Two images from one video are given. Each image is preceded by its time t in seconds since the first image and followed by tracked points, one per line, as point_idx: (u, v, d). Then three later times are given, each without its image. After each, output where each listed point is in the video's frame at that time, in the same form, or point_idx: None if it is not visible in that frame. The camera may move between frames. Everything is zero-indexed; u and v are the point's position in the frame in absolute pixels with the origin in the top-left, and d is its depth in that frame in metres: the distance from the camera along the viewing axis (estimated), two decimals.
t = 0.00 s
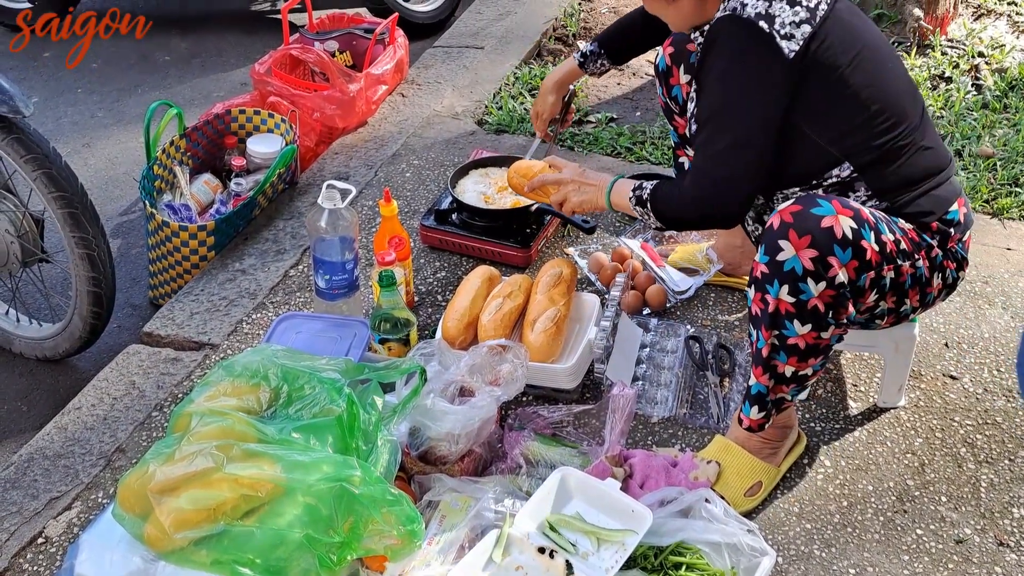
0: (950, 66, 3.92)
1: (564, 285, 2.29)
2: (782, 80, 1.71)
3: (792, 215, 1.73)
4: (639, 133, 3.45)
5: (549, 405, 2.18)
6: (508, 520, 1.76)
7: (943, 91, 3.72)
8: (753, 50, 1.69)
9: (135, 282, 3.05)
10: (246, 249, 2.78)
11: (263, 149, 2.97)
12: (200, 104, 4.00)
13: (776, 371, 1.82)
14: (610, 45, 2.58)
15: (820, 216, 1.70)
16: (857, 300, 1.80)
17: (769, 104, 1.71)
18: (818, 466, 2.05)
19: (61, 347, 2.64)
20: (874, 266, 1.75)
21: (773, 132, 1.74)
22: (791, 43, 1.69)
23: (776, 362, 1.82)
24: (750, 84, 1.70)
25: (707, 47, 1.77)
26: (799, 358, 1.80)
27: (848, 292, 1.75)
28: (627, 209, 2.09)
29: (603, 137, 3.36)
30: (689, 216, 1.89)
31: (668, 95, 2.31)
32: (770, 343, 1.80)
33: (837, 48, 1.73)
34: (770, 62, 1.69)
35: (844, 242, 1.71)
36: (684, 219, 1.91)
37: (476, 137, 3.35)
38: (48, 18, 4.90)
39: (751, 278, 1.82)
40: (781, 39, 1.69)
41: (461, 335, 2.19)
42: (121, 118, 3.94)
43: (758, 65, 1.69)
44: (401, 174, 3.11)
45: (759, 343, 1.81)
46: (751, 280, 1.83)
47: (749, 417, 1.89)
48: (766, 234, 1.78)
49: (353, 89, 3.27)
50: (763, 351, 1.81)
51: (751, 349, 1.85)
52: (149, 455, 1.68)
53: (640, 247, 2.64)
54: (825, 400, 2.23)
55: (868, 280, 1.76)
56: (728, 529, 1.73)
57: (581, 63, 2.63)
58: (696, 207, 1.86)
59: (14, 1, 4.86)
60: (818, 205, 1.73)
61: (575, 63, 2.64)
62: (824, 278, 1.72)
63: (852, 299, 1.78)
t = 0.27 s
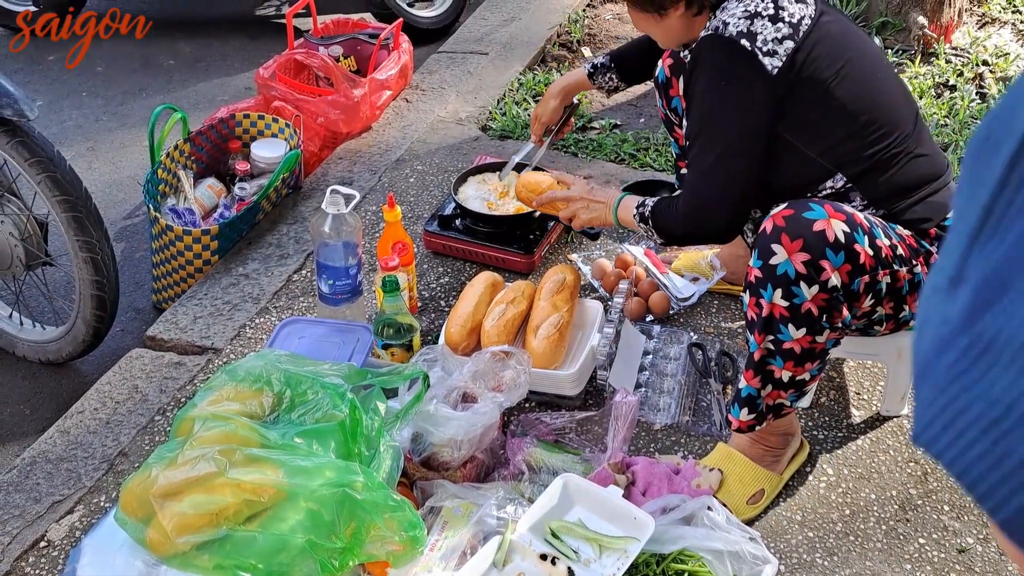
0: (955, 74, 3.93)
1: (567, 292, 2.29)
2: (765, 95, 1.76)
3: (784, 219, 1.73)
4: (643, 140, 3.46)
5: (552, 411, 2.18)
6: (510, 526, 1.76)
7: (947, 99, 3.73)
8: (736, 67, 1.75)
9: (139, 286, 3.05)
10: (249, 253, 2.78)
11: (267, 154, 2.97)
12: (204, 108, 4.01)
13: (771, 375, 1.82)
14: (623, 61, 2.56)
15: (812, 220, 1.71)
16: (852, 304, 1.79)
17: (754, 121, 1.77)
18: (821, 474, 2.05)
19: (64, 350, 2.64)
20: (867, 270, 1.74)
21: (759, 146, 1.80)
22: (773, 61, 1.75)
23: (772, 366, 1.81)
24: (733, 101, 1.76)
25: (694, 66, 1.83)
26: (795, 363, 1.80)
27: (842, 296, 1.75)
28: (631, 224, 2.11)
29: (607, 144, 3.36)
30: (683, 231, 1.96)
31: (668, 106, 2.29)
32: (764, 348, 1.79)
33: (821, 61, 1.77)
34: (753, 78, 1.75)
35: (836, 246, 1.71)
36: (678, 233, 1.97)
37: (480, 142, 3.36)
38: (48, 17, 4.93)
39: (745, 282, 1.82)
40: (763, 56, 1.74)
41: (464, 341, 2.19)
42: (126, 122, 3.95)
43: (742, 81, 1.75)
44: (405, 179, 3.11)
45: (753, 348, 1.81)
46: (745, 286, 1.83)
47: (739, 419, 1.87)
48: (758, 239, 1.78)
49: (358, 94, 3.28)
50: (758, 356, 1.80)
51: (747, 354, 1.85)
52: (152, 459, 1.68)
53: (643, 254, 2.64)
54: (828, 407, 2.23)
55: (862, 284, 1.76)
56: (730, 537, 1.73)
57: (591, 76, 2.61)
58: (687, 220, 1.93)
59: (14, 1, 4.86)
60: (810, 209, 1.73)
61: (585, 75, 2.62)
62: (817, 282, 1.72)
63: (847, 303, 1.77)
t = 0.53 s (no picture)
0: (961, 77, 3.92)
1: (572, 294, 2.30)
2: (769, 96, 1.77)
3: (789, 221, 1.73)
4: (647, 142, 3.46)
5: (556, 414, 2.18)
6: (513, 528, 1.76)
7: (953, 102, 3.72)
8: (739, 69, 1.76)
9: (144, 287, 3.06)
10: (254, 255, 2.79)
11: (272, 155, 2.98)
12: (209, 110, 4.02)
13: (776, 378, 1.81)
14: (646, 66, 2.57)
15: (817, 221, 1.71)
16: (858, 306, 1.78)
17: (758, 123, 1.77)
18: (825, 477, 2.04)
19: (69, 351, 2.65)
20: (873, 272, 1.74)
21: (765, 146, 1.80)
22: (776, 62, 1.75)
23: (777, 369, 1.81)
24: (737, 103, 1.77)
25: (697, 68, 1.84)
26: (801, 365, 1.79)
27: (847, 298, 1.74)
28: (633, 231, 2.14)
29: (612, 146, 3.37)
30: (690, 236, 1.96)
31: (672, 109, 2.28)
32: (770, 350, 1.79)
33: (824, 63, 1.78)
34: (756, 79, 1.76)
35: (842, 248, 1.70)
36: (685, 237, 1.98)
37: (485, 144, 3.36)
38: (49, 17, 4.94)
39: (751, 285, 1.82)
40: (767, 57, 1.75)
41: (468, 342, 2.19)
42: (131, 123, 3.96)
43: (745, 83, 1.76)
44: (410, 181, 3.11)
45: (759, 350, 1.81)
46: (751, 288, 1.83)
47: (749, 424, 1.87)
48: (764, 241, 1.78)
49: (362, 96, 3.29)
50: (763, 358, 1.80)
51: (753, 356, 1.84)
52: (156, 460, 1.69)
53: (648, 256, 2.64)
54: (832, 411, 2.23)
55: (868, 286, 1.75)
56: (734, 539, 1.73)
57: (612, 80, 2.61)
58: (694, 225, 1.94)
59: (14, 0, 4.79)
60: (815, 211, 1.73)
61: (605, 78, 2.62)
62: (822, 283, 1.71)
63: (852, 305, 1.76)
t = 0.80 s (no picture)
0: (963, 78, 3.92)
1: (574, 294, 2.30)
2: (771, 97, 1.77)
3: (788, 221, 1.73)
4: (650, 143, 3.46)
5: (558, 414, 2.18)
6: (515, 528, 1.76)
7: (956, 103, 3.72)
8: (740, 70, 1.76)
9: (146, 287, 3.06)
10: (256, 255, 2.79)
11: (275, 155, 2.98)
12: (212, 110, 4.03)
13: (776, 377, 1.81)
14: (626, 66, 2.55)
15: (816, 221, 1.71)
16: (858, 306, 1.78)
17: (760, 125, 1.78)
18: (828, 478, 2.04)
19: (72, 351, 2.65)
20: (872, 271, 1.74)
21: (768, 147, 1.80)
22: (777, 63, 1.76)
23: (777, 368, 1.81)
24: (739, 106, 1.77)
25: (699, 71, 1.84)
26: (801, 364, 1.79)
27: (846, 297, 1.74)
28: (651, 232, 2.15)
29: (614, 147, 3.37)
30: (701, 238, 1.98)
31: (675, 110, 2.28)
32: (769, 349, 1.79)
33: (823, 63, 1.77)
34: (757, 81, 1.76)
35: (841, 247, 1.70)
36: (697, 240, 2.00)
37: (488, 145, 3.36)
38: (49, 18, 4.96)
39: (750, 284, 1.82)
40: (768, 59, 1.75)
41: (470, 343, 2.19)
42: (133, 124, 3.96)
43: (747, 84, 1.76)
44: (412, 182, 3.12)
45: (759, 350, 1.81)
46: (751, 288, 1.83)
47: (745, 422, 1.88)
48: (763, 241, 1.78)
49: (365, 96, 3.29)
50: (763, 358, 1.80)
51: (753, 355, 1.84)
52: (159, 459, 1.69)
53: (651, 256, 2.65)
54: (834, 411, 2.23)
55: (867, 285, 1.75)
56: (737, 540, 1.73)
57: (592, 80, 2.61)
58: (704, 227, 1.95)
59: None
60: (815, 210, 1.73)
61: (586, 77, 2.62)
62: (821, 283, 1.72)
63: (852, 304, 1.76)
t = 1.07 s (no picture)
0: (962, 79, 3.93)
1: (573, 294, 2.30)
2: (767, 99, 1.77)
3: (787, 219, 1.74)
4: (649, 144, 3.46)
5: (558, 414, 2.18)
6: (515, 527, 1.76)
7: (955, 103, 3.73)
8: (735, 73, 1.77)
9: (146, 288, 3.06)
10: (256, 255, 2.79)
11: (274, 156, 2.99)
12: (211, 111, 4.03)
13: (776, 376, 1.82)
14: (615, 71, 2.57)
15: (815, 220, 1.71)
16: (857, 304, 1.79)
17: (757, 127, 1.78)
18: (827, 477, 2.04)
19: (71, 351, 2.65)
20: (871, 269, 1.75)
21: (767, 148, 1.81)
22: (771, 64, 1.76)
23: (777, 367, 1.81)
24: (736, 109, 1.78)
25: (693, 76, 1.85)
26: (801, 363, 1.80)
27: (846, 295, 1.75)
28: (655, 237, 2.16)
29: (614, 147, 3.37)
30: (703, 243, 1.99)
31: (670, 114, 2.28)
32: (769, 348, 1.80)
33: (817, 64, 1.78)
34: (752, 83, 1.76)
35: (840, 245, 1.71)
36: (698, 244, 2.00)
37: (487, 146, 3.36)
38: (47, 18, 4.96)
39: (750, 283, 1.82)
40: (762, 60, 1.76)
41: (470, 343, 2.20)
42: (133, 125, 3.97)
43: (742, 86, 1.77)
44: (412, 183, 3.12)
45: (759, 348, 1.81)
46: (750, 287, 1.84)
47: (746, 422, 1.87)
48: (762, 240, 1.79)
49: (364, 97, 3.29)
50: (763, 357, 1.80)
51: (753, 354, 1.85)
52: (159, 459, 1.69)
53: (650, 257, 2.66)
54: (833, 411, 2.23)
55: (867, 283, 1.76)
56: (737, 538, 1.73)
57: (582, 85, 2.62)
58: (706, 231, 1.95)
59: None
60: (813, 208, 1.74)
61: (576, 83, 2.63)
62: (821, 281, 1.72)
63: (851, 302, 1.77)
